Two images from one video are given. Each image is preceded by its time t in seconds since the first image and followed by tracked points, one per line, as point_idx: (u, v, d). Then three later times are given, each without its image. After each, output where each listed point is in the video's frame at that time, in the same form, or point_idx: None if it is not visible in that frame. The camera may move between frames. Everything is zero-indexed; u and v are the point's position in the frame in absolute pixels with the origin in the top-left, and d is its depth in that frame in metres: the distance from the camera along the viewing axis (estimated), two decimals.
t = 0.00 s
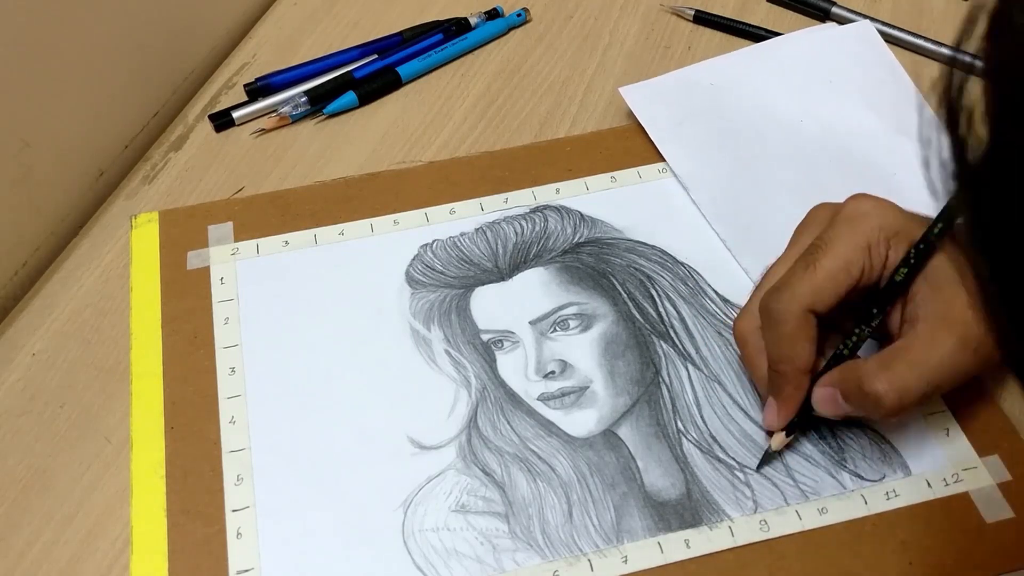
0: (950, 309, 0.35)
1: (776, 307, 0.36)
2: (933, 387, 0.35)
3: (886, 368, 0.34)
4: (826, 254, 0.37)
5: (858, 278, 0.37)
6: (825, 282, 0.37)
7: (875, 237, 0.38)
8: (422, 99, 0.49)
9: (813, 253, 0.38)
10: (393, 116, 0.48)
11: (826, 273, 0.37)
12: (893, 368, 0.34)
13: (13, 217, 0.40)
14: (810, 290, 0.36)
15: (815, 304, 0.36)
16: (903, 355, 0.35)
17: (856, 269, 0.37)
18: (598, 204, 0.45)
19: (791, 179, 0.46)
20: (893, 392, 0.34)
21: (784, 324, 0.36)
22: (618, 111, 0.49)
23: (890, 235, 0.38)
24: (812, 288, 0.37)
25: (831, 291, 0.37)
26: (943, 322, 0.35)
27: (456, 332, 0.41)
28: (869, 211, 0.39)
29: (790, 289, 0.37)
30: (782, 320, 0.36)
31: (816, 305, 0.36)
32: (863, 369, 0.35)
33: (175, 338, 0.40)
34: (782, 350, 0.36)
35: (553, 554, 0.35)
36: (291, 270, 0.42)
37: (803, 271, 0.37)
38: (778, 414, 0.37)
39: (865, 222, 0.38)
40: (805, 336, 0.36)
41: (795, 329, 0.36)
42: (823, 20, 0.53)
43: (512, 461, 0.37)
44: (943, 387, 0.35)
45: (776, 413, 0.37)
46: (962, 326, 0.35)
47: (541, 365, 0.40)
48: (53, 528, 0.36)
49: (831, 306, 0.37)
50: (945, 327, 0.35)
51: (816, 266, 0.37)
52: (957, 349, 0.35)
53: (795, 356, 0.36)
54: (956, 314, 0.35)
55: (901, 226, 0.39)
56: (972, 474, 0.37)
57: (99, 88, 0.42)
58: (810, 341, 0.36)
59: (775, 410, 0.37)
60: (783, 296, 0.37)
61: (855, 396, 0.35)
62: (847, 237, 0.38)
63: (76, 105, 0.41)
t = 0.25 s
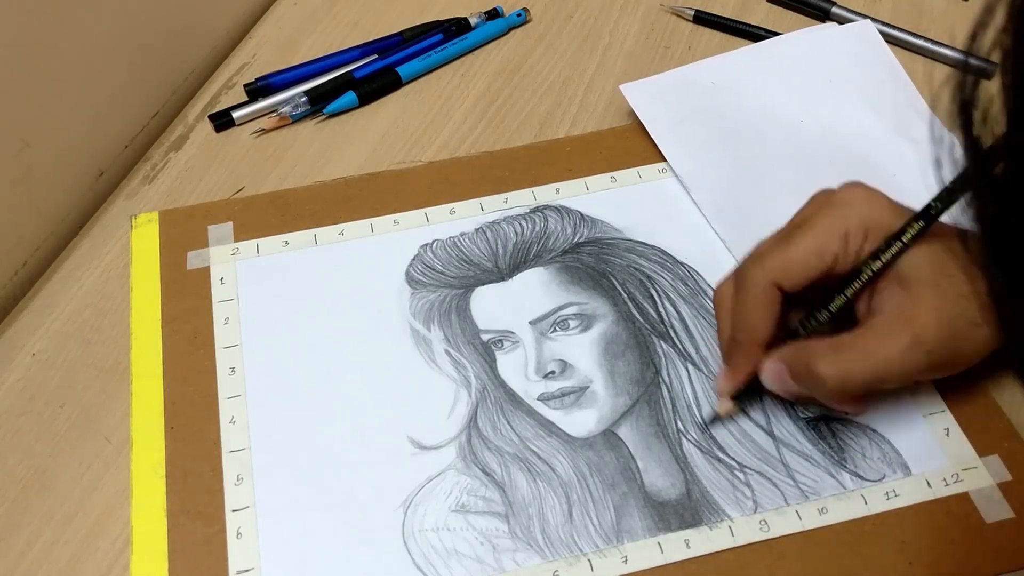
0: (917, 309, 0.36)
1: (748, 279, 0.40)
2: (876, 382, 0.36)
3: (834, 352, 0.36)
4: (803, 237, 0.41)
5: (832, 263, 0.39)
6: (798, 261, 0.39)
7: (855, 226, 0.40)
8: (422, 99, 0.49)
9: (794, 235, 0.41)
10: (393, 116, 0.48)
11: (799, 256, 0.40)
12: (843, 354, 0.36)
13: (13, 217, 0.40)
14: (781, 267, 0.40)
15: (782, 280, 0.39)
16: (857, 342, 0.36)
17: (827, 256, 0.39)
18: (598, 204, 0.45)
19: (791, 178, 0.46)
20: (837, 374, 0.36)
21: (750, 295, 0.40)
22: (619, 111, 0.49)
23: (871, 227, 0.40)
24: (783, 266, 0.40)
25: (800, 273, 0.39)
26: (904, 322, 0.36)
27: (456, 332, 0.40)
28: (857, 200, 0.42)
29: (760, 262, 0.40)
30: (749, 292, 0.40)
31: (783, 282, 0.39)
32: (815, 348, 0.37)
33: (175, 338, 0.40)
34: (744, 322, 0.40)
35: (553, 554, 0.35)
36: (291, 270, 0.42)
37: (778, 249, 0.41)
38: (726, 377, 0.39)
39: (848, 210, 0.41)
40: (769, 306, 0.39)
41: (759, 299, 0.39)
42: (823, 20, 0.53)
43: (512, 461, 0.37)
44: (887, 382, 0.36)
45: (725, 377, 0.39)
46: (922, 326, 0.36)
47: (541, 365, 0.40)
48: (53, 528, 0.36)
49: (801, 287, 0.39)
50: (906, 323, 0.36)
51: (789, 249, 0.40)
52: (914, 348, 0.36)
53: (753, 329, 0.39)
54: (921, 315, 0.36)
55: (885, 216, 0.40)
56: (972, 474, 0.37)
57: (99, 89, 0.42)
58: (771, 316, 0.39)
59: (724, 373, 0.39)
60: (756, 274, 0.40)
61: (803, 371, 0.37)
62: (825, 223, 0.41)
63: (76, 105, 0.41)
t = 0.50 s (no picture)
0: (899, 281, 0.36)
1: (736, 236, 0.40)
2: (847, 343, 0.35)
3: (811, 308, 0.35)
4: (797, 199, 0.41)
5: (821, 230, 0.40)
6: (789, 224, 0.40)
7: (849, 195, 0.40)
8: (422, 99, 0.49)
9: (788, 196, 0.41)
10: (393, 116, 0.48)
11: (791, 216, 0.40)
12: (818, 310, 0.35)
13: (13, 217, 0.40)
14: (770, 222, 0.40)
15: (769, 235, 0.40)
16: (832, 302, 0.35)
17: (818, 222, 0.40)
18: (598, 204, 0.45)
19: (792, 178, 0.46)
20: (805, 329, 0.34)
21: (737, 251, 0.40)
22: (618, 111, 0.49)
23: (864, 199, 0.40)
24: (771, 223, 0.40)
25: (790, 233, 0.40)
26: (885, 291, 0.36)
27: (456, 332, 0.40)
28: (859, 172, 0.41)
29: (751, 220, 0.41)
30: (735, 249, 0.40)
31: (770, 238, 0.40)
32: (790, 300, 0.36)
33: (175, 338, 0.40)
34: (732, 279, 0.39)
35: (553, 554, 0.35)
36: (291, 270, 0.42)
37: (772, 208, 0.41)
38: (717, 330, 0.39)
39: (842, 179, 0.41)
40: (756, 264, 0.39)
41: (746, 253, 0.40)
42: (823, 20, 0.53)
43: (512, 461, 0.37)
44: (855, 346, 0.36)
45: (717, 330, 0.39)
46: (903, 298, 0.36)
47: (541, 365, 0.40)
48: (53, 528, 0.36)
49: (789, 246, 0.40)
50: (888, 292, 0.36)
51: (779, 210, 0.41)
52: (891, 317, 0.36)
53: (741, 283, 0.39)
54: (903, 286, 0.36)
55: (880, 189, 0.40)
56: (972, 474, 0.37)
57: (99, 89, 0.42)
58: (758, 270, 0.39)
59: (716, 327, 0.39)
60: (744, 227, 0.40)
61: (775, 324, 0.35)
62: (822, 188, 0.41)
63: (76, 105, 0.41)
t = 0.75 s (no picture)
0: (899, 301, 0.36)
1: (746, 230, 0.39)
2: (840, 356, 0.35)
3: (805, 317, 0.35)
4: (809, 205, 0.39)
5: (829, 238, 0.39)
6: (798, 230, 0.39)
7: (862, 207, 0.39)
8: (422, 99, 0.49)
9: (800, 199, 0.40)
10: (393, 116, 0.48)
11: (800, 220, 0.39)
12: (812, 320, 0.35)
13: (13, 217, 0.40)
14: (781, 227, 0.39)
15: (778, 241, 0.39)
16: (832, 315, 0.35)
17: (827, 230, 0.39)
18: (598, 203, 0.45)
19: (791, 178, 0.46)
20: (798, 340, 0.35)
21: (744, 248, 0.39)
22: (619, 111, 0.49)
23: (879, 211, 0.39)
24: (783, 227, 0.39)
25: (797, 239, 0.39)
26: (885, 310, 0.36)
27: (456, 332, 0.40)
28: (873, 183, 0.39)
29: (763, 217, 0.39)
30: (743, 245, 0.39)
31: (779, 243, 0.39)
32: (789, 308, 0.36)
33: (175, 338, 0.40)
34: (740, 275, 0.39)
35: (553, 554, 0.35)
36: (291, 270, 0.42)
37: (783, 208, 0.39)
38: (720, 322, 0.40)
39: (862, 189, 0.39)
40: (763, 262, 0.39)
41: (753, 256, 0.39)
42: (823, 20, 0.53)
43: (512, 461, 0.37)
44: (849, 360, 0.36)
45: (719, 322, 0.40)
46: (902, 318, 0.35)
47: (541, 365, 0.40)
48: (53, 528, 0.36)
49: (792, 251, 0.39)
50: (888, 309, 0.36)
51: (791, 211, 0.39)
52: (888, 337, 0.35)
53: (748, 281, 0.39)
54: (904, 305, 0.36)
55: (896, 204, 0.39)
56: (972, 474, 0.37)
57: (99, 89, 0.42)
58: (766, 269, 0.39)
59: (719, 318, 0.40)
60: (756, 223, 0.39)
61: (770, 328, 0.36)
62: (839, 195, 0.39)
63: (76, 105, 0.41)
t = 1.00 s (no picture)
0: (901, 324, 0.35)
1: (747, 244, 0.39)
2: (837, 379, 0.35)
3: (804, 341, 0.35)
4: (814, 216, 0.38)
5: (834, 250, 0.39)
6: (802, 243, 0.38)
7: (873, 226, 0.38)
8: (422, 100, 0.49)
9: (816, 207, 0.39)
10: (393, 116, 0.48)
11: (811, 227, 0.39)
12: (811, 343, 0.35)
13: (13, 217, 0.40)
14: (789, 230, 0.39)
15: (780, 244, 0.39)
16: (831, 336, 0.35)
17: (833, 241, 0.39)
18: (598, 204, 0.45)
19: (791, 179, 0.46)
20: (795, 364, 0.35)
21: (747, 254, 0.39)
22: (619, 111, 0.49)
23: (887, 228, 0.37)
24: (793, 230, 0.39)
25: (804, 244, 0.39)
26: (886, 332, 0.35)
27: (456, 332, 0.40)
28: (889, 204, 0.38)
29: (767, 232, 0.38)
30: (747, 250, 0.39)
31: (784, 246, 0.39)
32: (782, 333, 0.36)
33: (175, 338, 0.40)
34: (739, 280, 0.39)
35: (553, 554, 0.35)
36: (291, 270, 0.42)
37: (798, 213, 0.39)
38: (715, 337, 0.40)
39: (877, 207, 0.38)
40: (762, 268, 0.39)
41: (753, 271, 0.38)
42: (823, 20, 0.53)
43: (512, 461, 0.37)
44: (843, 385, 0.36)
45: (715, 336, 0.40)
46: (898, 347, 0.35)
47: (541, 365, 0.40)
48: (53, 528, 0.36)
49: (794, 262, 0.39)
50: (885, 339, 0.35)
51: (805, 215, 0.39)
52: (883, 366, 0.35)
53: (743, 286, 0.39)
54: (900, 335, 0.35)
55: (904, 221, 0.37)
56: (972, 474, 0.37)
57: (99, 89, 0.42)
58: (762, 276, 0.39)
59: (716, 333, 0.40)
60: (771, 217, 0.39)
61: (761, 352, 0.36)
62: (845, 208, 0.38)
63: (76, 105, 0.41)
